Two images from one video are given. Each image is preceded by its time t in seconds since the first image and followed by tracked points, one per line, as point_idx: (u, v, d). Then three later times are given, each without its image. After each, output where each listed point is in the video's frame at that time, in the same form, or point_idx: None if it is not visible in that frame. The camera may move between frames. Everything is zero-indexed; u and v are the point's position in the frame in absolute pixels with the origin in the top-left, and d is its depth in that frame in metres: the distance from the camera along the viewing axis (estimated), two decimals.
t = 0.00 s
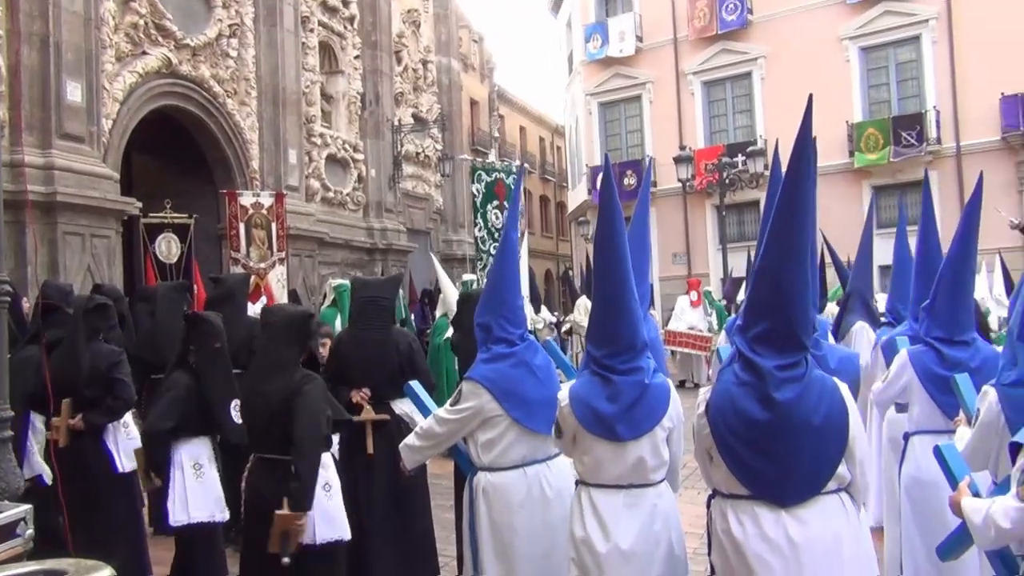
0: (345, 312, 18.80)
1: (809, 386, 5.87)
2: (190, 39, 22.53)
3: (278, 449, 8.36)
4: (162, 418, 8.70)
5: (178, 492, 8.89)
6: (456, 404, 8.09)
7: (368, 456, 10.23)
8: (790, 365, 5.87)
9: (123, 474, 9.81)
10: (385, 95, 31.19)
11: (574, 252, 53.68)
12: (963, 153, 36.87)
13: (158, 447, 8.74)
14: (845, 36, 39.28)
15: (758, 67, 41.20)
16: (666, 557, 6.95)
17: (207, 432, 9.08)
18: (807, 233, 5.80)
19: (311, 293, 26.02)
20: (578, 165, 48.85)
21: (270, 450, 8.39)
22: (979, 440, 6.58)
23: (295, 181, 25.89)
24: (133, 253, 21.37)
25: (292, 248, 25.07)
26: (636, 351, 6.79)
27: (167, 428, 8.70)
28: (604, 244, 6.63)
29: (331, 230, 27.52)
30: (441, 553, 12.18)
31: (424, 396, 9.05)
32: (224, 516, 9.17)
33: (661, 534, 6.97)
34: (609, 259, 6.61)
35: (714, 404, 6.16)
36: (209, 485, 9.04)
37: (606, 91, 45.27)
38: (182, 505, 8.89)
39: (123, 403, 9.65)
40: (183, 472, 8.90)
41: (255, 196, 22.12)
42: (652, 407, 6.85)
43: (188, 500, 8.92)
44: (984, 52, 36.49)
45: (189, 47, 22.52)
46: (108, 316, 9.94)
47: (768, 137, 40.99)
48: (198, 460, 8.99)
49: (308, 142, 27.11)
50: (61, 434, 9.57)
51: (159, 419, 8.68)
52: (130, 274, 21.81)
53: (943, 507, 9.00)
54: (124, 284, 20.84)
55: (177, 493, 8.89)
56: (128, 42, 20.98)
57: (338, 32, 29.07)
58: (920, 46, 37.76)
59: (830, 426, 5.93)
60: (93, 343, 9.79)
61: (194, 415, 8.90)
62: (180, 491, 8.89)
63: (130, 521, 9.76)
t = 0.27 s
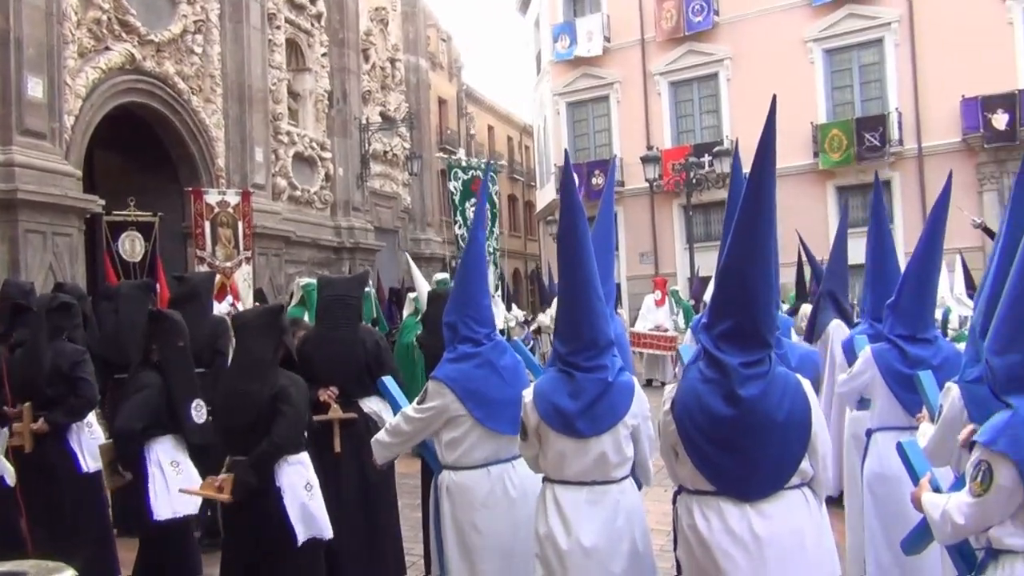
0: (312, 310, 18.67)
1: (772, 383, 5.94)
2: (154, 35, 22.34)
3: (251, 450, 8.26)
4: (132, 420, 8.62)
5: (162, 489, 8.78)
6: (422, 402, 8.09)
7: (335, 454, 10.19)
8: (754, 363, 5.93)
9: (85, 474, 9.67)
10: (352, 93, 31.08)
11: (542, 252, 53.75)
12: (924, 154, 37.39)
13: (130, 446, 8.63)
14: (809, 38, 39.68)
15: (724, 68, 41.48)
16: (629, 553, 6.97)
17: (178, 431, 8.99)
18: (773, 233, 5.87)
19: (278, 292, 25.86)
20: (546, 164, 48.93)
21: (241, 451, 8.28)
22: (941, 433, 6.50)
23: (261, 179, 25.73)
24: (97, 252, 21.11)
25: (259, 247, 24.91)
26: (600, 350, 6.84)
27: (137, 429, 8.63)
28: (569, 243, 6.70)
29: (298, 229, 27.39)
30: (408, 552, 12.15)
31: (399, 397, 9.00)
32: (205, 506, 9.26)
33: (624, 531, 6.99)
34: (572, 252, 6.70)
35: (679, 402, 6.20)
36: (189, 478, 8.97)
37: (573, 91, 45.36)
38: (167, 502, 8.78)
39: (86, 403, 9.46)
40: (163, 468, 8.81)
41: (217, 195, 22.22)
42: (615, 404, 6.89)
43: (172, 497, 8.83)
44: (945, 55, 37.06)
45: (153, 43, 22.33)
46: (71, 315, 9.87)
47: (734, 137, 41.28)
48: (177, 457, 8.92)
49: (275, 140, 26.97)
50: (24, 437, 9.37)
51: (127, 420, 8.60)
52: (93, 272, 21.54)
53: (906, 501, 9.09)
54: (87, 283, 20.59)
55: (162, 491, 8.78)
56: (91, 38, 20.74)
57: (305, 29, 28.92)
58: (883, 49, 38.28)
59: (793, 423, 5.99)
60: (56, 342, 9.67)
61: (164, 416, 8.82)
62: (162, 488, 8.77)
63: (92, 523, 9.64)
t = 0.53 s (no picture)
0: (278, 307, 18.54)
1: (732, 379, 5.99)
2: (114, 29, 22.08)
3: (215, 448, 8.17)
4: (97, 417, 8.55)
5: (132, 488, 8.73)
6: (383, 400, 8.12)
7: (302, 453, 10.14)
8: (715, 359, 5.98)
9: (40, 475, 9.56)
10: (316, 89, 30.89)
11: (507, 250, 53.77)
12: (884, 155, 37.85)
13: (90, 446, 8.70)
14: (772, 39, 40.02)
15: (688, 68, 41.69)
16: (587, 552, 7.01)
17: (144, 428, 8.89)
18: (733, 228, 5.88)
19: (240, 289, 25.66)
20: (511, 162, 48.94)
21: (205, 450, 8.19)
22: (903, 431, 6.25)
23: (224, 176, 25.51)
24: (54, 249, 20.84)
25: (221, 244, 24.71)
26: (559, 347, 6.89)
27: (100, 428, 8.55)
28: (527, 242, 6.76)
29: (261, 226, 27.22)
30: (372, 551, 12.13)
31: (369, 389, 8.99)
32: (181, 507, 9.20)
33: (582, 528, 7.01)
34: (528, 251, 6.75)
35: (641, 398, 6.24)
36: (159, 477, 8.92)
37: (539, 90, 45.40)
38: (138, 502, 8.74)
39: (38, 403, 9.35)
40: (132, 468, 8.74)
41: (179, 192, 22.24)
42: (575, 400, 6.91)
43: (143, 495, 8.78)
44: (904, 58, 37.57)
45: (113, 37, 22.06)
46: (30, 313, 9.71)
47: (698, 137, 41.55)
48: (146, 457, 8.85)
49: (238, 137, 26.78)
50: None
51: (91, 417, 8.52)
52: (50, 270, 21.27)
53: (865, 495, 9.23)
54: (45, 280, 20.32)
55: (131, 490, 8.73)
56: (49, 31, 20.44)
57: (268, 24, 28.70)
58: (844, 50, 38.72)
59: (753, 418, 6.04)
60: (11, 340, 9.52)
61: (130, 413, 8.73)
62: (131, 487, 8.73)
63: (47, 524, 9.54)
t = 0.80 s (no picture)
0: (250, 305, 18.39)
1: (697, 375, 5.99)
2: (78, 23, 21.82)
3: (181, 449, 8.08)
4: (65, 413, 8.44)
5: (100, 487, 8.69)
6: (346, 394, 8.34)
7: (275, 452, 10.09)
8: (683, 356, 6.00)
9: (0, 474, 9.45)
10: (285, 86, 30.70)
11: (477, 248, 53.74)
12: (850, 154, 38.19)
13: (59, 444, 8.61)
14: (740, 39, 40.27)
15: (657, 67, 41.86)
16: (552, 549, 7.06)
17: (111, 427, 8.81)
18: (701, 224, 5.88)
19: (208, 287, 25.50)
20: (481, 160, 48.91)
21: (171, 450, 8.09)
22: (866, 424, 6.55)
23: (191, 173, 25.31)
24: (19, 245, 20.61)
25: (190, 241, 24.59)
26: (518, 344, 6.99)
27: (67, 424, 8.44)
28: (486, 241, 6.97)
29: (229, 224, 27.04)
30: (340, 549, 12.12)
31: (356, 368, 9.34)
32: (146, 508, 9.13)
33: (547, 525, 7.06)
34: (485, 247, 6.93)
35: (610, 395, 6.26)
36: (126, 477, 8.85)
37: (508, 88, 45.39)
38: (104, 501, 8.71)
39: None
40: (100, 467, 8.70)
41: (148, 187, 21.99)
42: (536, 399, 6.95)
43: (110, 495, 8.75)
44: (870, 58, 37.93)
45: (77, 31, 21.81)
46: None
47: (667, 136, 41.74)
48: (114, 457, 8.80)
49: (205, 133, 26.59)
50: None
51: (60, 414, 8.40)
52: (14, 266, 21.01)
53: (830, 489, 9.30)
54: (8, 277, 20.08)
55: (99, 489, 8.69)
56: (11, 24, 20.16)
57: (236, 20, 28.47)
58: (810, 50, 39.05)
59: (720, 416, 6.06)
60: None
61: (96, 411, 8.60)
62: (99, 486, 8.69)
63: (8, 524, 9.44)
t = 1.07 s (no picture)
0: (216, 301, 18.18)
1: (658, 373, 6.02)
2: (33, 14, 21.47)
3: (140, 448, 7.97)
4: (19, 410, 8.28)
5: (57, 488, 8.53)
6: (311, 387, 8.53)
7: (242, 448, 10.00)
8: (644, 351, 6.02)
9: None
10: (247, 80, 30.42)
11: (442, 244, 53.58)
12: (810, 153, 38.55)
13: (15, 443, 8.47)
14: (703, 37, 40.49)
15: (621, 64, 41.97)
16: (511, 545, 7.05)
17: (68, 426, 8.69)
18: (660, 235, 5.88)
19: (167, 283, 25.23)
20: (446, 156, 48.77)
21: (129, 449, 7.99)
22: (815, 418, 7.01)
23: (150, 167, 25.02)
24: None
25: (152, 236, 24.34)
26: (473, 339, 7.03)
27: (21, 421, 8.28)
28: (438, 241, 7.04)
29: (190, 220, 26.76)
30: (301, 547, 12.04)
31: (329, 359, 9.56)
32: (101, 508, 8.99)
33: (506, 521, 7.06)
34: (436, 244, 7.01)
35: (572, 391, 6.27)
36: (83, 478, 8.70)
37: (473, 84, 45.29)
38: (62, 503, 8.54)
39: None
40: (56, 468, 8.54)
41: (113, 182, 21.97)
42: (491, 395, 6.96)
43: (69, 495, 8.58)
44: (830, 58, 38.30)
45: (32, 22, 21.46)
46: None
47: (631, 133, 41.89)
48: (70, 456, 8.65)
49: (164, 127, 26.31)
50: None
51: (14, 412, 8.25)
52: None
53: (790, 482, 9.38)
54: None
55: (57, 490, 8.54)
56: None
57: (196, 13, 28.15)
58: (772, 49, 39.37)
59: (680, 411, 6.08)
60: None
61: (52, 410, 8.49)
62: (55, 488, 8.53)
63: None
